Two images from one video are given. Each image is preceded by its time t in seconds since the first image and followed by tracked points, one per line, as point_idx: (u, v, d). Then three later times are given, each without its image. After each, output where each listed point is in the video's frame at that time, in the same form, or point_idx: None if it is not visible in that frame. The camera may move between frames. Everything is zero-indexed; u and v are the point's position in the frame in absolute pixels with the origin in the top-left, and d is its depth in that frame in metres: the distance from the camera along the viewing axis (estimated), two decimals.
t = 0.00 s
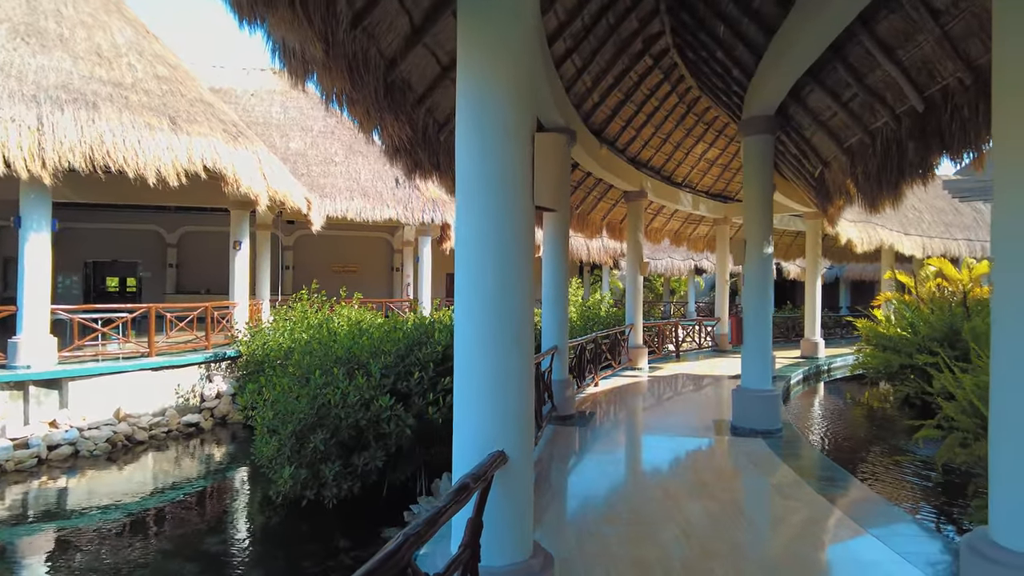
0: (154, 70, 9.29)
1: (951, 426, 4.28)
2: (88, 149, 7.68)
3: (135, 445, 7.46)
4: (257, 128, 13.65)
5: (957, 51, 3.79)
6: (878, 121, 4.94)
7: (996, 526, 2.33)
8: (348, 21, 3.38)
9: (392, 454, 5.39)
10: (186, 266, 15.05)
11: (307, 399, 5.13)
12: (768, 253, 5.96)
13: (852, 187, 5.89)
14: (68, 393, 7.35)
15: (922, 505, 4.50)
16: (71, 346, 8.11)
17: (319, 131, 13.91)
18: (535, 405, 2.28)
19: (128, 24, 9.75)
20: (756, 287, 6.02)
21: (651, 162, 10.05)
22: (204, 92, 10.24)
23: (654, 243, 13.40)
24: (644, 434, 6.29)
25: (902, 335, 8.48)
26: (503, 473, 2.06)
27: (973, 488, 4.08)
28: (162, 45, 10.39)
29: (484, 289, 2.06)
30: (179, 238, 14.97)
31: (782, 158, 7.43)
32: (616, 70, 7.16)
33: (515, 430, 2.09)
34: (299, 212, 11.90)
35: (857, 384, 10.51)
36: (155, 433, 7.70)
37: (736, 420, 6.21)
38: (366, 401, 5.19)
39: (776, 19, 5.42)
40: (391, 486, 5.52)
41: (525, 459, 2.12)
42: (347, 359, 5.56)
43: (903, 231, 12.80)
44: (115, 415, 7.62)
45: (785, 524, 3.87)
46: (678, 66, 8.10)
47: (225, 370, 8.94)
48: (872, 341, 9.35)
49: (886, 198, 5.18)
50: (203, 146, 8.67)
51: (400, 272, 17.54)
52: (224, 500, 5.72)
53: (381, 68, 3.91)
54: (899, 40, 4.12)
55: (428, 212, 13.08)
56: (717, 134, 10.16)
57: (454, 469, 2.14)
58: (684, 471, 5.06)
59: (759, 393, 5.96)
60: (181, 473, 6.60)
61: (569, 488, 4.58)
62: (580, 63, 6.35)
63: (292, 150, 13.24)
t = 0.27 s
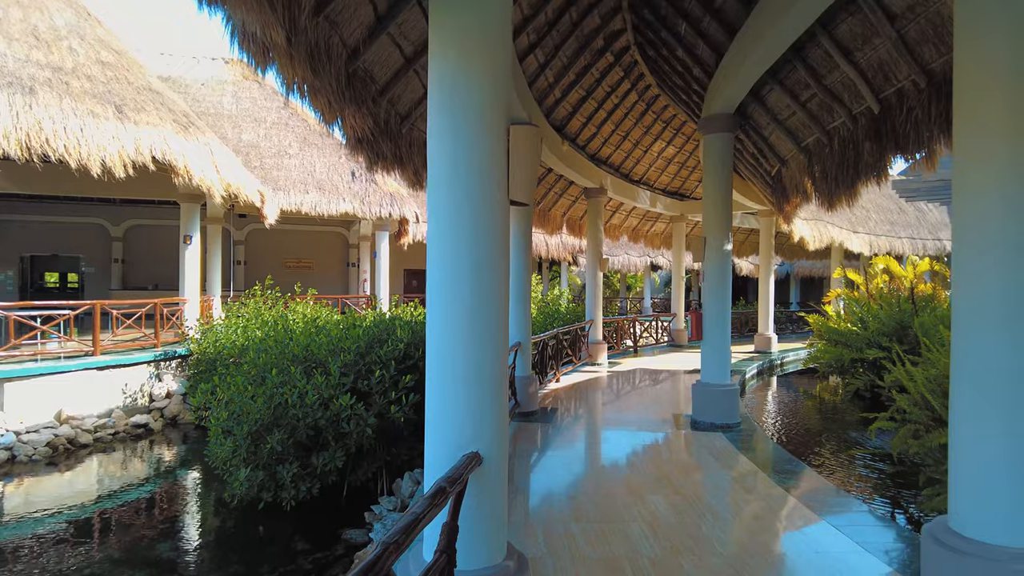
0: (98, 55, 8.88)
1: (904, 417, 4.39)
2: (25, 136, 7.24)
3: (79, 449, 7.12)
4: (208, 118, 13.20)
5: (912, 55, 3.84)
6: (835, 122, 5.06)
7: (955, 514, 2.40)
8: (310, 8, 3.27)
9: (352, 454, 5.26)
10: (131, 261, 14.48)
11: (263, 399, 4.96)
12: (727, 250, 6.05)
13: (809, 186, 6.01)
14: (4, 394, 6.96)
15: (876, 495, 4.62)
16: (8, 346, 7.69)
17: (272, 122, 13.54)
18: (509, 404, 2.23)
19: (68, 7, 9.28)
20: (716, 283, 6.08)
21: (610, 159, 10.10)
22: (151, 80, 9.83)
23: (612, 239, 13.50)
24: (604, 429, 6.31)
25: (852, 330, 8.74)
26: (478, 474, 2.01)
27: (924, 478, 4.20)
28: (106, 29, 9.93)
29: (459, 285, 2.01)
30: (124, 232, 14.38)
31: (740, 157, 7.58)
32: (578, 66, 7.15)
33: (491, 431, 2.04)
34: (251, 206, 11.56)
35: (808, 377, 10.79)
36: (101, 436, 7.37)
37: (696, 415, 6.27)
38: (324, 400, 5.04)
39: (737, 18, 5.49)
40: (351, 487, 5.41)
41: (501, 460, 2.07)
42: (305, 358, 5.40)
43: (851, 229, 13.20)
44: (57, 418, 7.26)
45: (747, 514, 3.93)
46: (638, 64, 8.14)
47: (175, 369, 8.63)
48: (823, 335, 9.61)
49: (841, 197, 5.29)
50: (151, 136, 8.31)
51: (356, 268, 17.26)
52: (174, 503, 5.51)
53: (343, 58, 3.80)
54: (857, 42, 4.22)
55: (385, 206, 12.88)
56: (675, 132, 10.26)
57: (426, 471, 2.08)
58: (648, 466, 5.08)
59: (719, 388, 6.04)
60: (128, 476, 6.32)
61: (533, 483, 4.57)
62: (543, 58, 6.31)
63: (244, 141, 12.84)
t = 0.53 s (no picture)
0: (41, 40, 8.47)
1: (865, 410, 4.48)
2: None
3: (22, 453, 6.78)
4: (159, 109, 12.73)
5: (874, 55, 3.91)
6: (798, 120, 5.14)
7: (920, 503, 2.45)
8: None
9: (315, 455, 5.13)
10: (78, 257, 13.89)
11: (220, 399, 4.78)
12: (691, 247, 6.10)
13: (771, 183, 6.10)
14: None
15: (837, 486, 4.72)
16: None
17: (228, 114, 13.16)
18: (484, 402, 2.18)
19: None
20: (680, 279, 6.12)
21: (574, 155, 10.11)
22: (98, 67, 9.42)
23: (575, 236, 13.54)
24: (570, 425, 6.31)
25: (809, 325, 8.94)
26: (454, 476, 1.95)
27: (883, 468, 4.31)
28: (49, 13, 9.47)
29: (434, 280, 1.94)
30: (70, 227, 13.78)
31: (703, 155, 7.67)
32: (543, 62, 7.11)
33: (467, 431, 1.98)
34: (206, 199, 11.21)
35: (766, 371, 11.01)
36: (46, 439, 7.04)
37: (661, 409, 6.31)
38: (285, 399, 4.89)
39: (702, 15, 5.53)
40: (313, 488, 5.28)
41: (476, 459, 2.02)
42: (264, 356, 5.22)
43: (808, 226, 13.51)
44: None
45: (714, 506, 3.96)
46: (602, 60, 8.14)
47: (127, 368, 8.31)
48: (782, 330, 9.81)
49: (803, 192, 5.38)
50: (99, 126, 7.96)
51: (315, 264, 16.93)
52: (127, 507, 5.30)
53: (306, 46, 3.70)
54: (820, 42, 4.28)
55: (346, 201, 12.65)
56: (637, 130, 10.32)
57: (399, 473, 2.02)
58: (615, 460, 5.09)
59: (683, 382, 6.08)
60: (76, 481, 6.05)
61: (499, 479, 4.54)
62: (509, 52, 6.26)
63: (199, 133, 12.43)
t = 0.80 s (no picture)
0: None
1: (836, 405, 4.53)
2: None
3: None
4: (117, 100, 12.30)
5: (845, 53, 3.94)
6: (769, 117, 5.18)
7: (898, 498, 2.47)
8: None
9: (283, 455, 4.99)
10: (31, 253, 13.36)
11: (183, 399, 4.62)
12: (664, 244, 6.11)
13: (741, 180, 6.14)
14: None
15: (808, 480, 4.76)
16: None
17: (189, 106, 12.80)
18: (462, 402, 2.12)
19: None
20: (652, 274, 6.12)
21: (544, 151, 10.07)
22: (51, 55, 9.05)
23: (545, 232, 13.50)
24: (541, 421, 6.27)
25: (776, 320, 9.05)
26: (432, 479, 1.89)
27: (852, 461, 4.37)
28: None
29: (411, 277, 1.87)
30: (22, 222, 13.24)
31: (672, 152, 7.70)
32: (514, 56, 7.04)
33: (445, 433, 1.92)
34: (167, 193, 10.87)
35: (734, 366, 11.13)
36: None
37: (632, 405, 6.31)
38: (250, 399, 4.74)
39: (675, 11, 5.52)
40: (281, 489, 5.15)
41: (456, 462, 1.96)
42: (228, 355, 5.05)
43: (773, 223, 13.71)
44: None
45: (689, 500, 3.96)
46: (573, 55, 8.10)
47: (84, 368, 8.01)
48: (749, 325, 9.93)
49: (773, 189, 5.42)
50: (50, 115, 7.59)
51: (280, 260, 16.61)
52: (84, 512, 5.11)
53: (273, 34, 3.58)
54: (793, 39, 4.31)
55: (312, 195, 12.42)
56: (606, 126, 10.33)
57: (375, 477, 1.95)
58: (589, 456, 5.06)
59: (655, 378, 6.09)
60: (30, 486, 5.80)
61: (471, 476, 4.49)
62: (480, 45, 6.18)
63: (159, 126, 12.02)
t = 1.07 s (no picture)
0: None
1: (812, 402, 4.56)
2: None
3: None
4: (78, 92, 11.90)
5: (821, 51, 3.96)
6: (745, 115, 5.20)
7: (880, 496, 2.47)
8: None
9: (254, 458, 4.85)
10: None
11: (149, 402, 4.47)
12: (639, 241, 6.09)
13: (716, 178, 6.15)
14: None
15: (783, 476, 4.78)
16: None
17: (155, 100, 12.47)
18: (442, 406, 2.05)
19: None
20: (629, 272, 6.10)
21: (518, 148, 10.02)
22: (8, 45, 8.71)
23: (519, 230, 13.45)
24: (517, 420, 6.22)
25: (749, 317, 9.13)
26: (412, 486, 1.82)
27: (827, 457, 4.39)
28: None
29: (390, 276, 1.80)
30: None
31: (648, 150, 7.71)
32: (489, 51, 6.96)
33: (425, 438, 1.85)
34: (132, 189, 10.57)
35: (708, 363, 11.21)
36: None
37: (609, 403, 6.29)
38: (219, 401, 4.60)
39: (651, 8, 5.50)
40: (252, 493, 5.01)
41: (436, 468, 1.89)
42: (196, 356, 4.89)
43: (745, 221, 13.84)
44: None
45: (668, 497, 3.94)
46: (548, 51, 8.06)
47: (44, 369, 7.74)
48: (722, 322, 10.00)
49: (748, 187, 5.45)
50: (12, 107, 7.20)
51: (250, 257, 16.29)
52: (44, 519, 4.92)
53: (243, 23, 3.49)
54: (769, 37, 4.32)
55: (282, 191, 12.19)
56: (581, 124, 10.31)
57: (352, 484, 1.87)
58: (567, 454, 5.02)
59: (631, 375, 6.07)
60: None
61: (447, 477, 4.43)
62: (455, 39, 6.10)
63: (123, 119, 11.66)
